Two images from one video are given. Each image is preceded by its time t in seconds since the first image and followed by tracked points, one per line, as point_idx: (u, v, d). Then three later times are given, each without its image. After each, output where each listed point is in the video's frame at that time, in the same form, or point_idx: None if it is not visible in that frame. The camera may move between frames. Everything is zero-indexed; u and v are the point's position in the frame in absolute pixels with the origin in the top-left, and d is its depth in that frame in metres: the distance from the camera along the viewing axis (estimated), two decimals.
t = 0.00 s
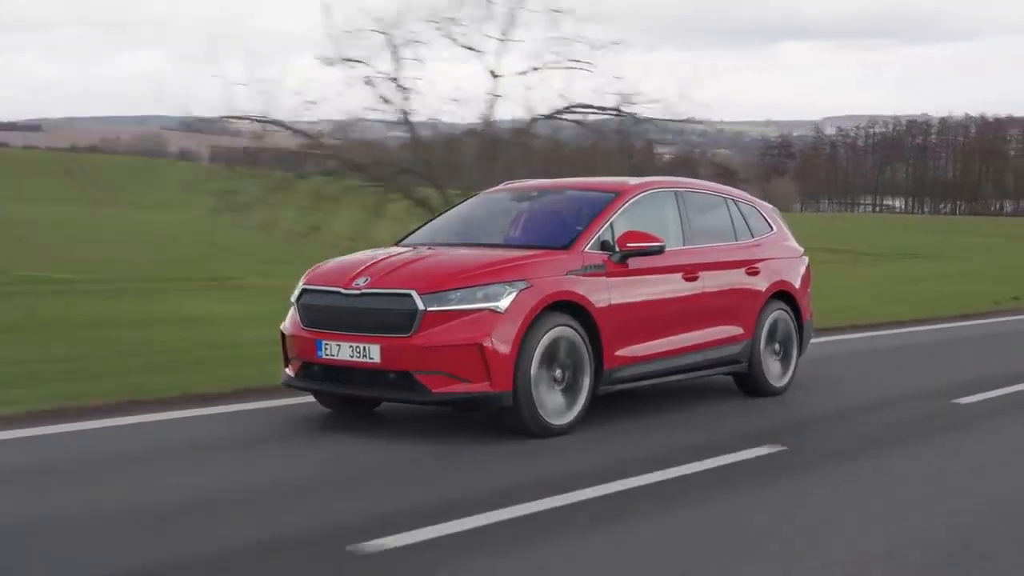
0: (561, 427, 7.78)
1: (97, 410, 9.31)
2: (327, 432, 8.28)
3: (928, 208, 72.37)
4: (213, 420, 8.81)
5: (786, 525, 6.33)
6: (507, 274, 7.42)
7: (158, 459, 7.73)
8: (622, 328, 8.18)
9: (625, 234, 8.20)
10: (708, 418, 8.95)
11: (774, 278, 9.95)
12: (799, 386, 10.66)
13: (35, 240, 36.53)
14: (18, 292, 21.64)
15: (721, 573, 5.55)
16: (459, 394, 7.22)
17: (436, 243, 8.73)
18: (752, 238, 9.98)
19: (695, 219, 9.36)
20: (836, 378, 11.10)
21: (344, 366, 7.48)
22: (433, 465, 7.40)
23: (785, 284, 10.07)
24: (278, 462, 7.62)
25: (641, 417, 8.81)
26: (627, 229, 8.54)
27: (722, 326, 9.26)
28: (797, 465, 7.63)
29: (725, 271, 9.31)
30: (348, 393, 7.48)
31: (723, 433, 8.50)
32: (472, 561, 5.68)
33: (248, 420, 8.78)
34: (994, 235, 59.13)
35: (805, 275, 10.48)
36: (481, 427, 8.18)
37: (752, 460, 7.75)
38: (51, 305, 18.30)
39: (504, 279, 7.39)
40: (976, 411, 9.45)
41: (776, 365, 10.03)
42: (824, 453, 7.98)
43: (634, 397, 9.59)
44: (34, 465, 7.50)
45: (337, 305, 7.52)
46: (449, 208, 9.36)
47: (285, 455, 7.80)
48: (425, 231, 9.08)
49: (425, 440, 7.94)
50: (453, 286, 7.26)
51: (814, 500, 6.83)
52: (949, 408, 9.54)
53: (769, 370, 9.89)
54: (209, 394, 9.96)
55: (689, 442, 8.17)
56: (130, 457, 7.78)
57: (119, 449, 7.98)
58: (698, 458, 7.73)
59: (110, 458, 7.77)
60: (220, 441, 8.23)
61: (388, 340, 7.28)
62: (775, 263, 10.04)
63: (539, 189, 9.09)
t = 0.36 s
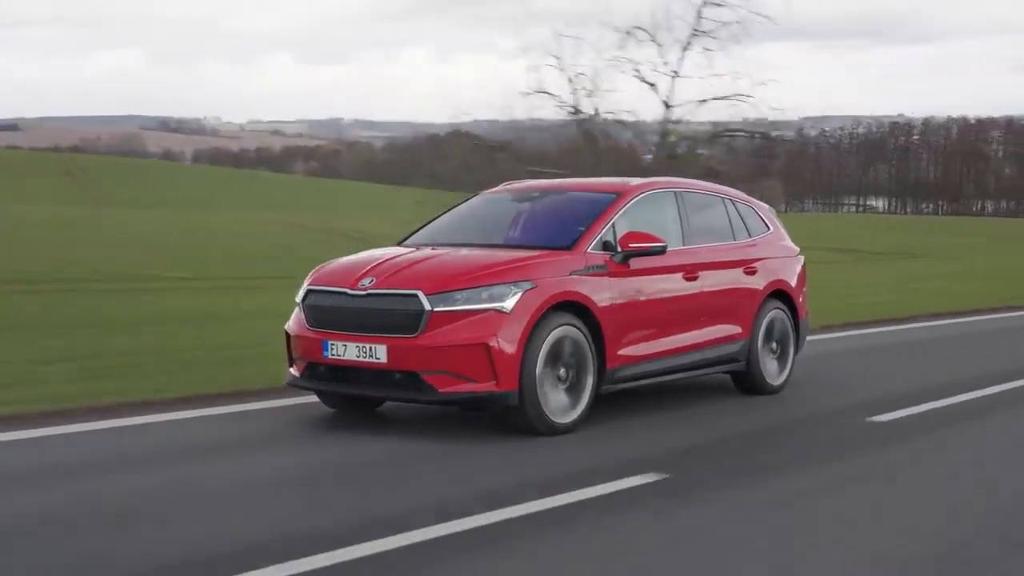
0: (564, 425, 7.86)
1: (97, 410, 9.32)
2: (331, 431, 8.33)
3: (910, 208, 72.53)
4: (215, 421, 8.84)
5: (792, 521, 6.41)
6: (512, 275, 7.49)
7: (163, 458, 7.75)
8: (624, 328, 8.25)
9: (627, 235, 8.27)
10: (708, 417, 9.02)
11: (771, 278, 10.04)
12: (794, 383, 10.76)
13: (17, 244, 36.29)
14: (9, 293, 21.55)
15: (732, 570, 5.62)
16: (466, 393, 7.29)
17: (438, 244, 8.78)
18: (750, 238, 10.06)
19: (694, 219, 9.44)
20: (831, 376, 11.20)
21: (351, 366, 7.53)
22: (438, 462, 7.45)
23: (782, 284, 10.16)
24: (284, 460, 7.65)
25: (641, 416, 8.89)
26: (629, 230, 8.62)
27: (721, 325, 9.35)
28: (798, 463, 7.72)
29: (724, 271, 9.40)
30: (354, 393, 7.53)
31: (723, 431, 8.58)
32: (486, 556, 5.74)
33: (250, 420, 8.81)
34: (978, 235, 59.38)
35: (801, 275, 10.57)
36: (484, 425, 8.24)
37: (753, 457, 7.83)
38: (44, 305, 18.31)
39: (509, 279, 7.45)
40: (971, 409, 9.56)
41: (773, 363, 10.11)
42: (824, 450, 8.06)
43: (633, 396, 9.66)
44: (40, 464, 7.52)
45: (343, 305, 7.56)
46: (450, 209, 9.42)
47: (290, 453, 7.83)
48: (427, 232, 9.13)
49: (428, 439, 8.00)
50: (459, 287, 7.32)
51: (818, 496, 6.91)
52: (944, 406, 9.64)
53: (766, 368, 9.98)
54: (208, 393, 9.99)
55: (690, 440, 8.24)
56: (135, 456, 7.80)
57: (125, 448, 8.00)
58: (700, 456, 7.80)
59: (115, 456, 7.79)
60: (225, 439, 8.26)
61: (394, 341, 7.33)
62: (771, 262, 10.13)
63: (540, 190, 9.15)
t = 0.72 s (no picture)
0: (556, 426, 7.98)
1: (89, 412, 9.37)
2: (325, 434, 8.41)
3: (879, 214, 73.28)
4: (208, 425, 8.89)
5: (784, 510, 6.54)
6: (505, 278, 7.62)
7: (160, 461, 7.80)
8: (614, 329, 8.38)
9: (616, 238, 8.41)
10: (694, 417, 9.17)
11: (754, 281, 10.21)
12: (776, 384, 10.92)
13: None
14: None
15: (735, 554, 5.73)
16: (461, 395, 7.40)
17: (429, 248, 8.89)
18: (733, 242, 10.23)
19: (680, 223, 9.60)
20: (812, 377, 11.38)
21: (346, 369, 7.62)
22: (433, 463, 7.54)
23: (765, 286, 10.33)
24: (280, 462, 7.72)
25: (630, 417, 9.02)
26: (617, 234, 8.77)
27: (706, 328, 9.51)
28: (789, 456, 7.85)
29: (709, 274, 9.56)
30: (350, 396, 7.62)
31: (711, 430, 8.72)
32: (493, 549, 5.83)
33: (243, 424, 8.87)
34: (945, 238, 60.20)
35: (782, 277, 10.74)
36: (475, 427, 8.34)
37: (742, 453, 7.96)
38: (19, 318, 18.32)
39: (502, 283, 7.58)
40: (951, 406, 9.73)
41: (757, 364, 10.28)
42: (812, 446, 8.20)
43: (620, 398, 9.79)
44: (37, 469, 7.55)
45: (337, 309, 7.66)
46: (439, 213, 9.52)
47: (286, 455, 7.90)
48: (417, 237, 9.23)
49: (421, 440, 8.09)
50: (454, 290, 7.44)
51: (811, 486, 7.04)
52: (925, 403, 9.82)
53: (750, 369, 10.14)
54: (197, 397, 10.06)
55: (679, 439, 8.37)
56: (131, 460, 7.84)
57: (120, 452, 8.05)
58: (690, 454, 7.93)
59: (111, 460, 7.83)
60: (220, 443, 8.31)
61: (390, 343, 7.43)
62: (755, 265, 10.29)
63: (528, 195, 9.27)
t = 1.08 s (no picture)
0: (546, 426, 8.14)
1: (77, 412, 9.45)
2: (318, 435, 8.53)
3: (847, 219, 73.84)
4: (201, 426, 8.99)
5: (772, 504, 6.73)
6: (498, 280, 7.77)
7: (154, 462, 7.90)
8: (601, 330, 8.55)
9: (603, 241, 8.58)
10: (678, 416, 9.35)
11: (736, 283, 10.41)
12: (757, 383, 11.12)
13: None
14: None
15: (727, 549, 5.89)
16: (454, 395, 7.55)
17: (417, 251, 9.01)
18: (715, 245, 10.42)
19: (663, 226, 9.78)
20: (790, 377, 11.58)
21: (340, 369, 7.74)
22: (427, 463, 7.67)
23: (746, 288, 10.53)
24: (276, 462, 7.83)
25: (615, 416, 9.20)
26: (603, 238, 8.93)
27: (689, 328, 9.70)
28: (773, 454, 8.04)
29: (692, 276, 9.74)
30: (344, 396, 7.74)
31: (695, 428, 8.91)
32: (491, 546, 5.97)
33: (236, 426, 8.98)
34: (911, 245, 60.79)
35: (762, 279, 10.94)
36: (464, 428, 8.48)
37: (728, 450, 8.15)
38: None
39: (494, 285, 7.73)
40: (928, 406, 9.98)
41: (738, 365, 10.47)
42: (796, 444, 8.40)
43: (604, 398, 9.97)
44: (35, 470, 7.62)
45: (332, 310, 7.78)
46: (427, 217, 9.65)
47: (281, 455, 8.02)
48: (405, 240, 9.35)
49: (412, 440, 8.22)
50: (447, 291, 7.58)
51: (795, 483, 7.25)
52: (904, 404, 10.06)
53: (731, 370, 10.34)
54: (186, 397, 10.16)
55: (664, 438, 8.56)
56: (128, 461, 7.93)
57: (117, 453, 8.13)
58: (678, 451, 8.10)
59: (108, 462, 7.90)
60: (214, 444, 8.41)
61: (385, 344, 7.56)
62: (736, 267, 10.48)
63: (515, 199, 9.42)
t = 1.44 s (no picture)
0: (541, 422, 8.34)
1: (67, 415, 9.57)
2: (315, 432, 8.68)
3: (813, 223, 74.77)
4: (198, 425, 9.13)
5: (764, 498, 6.95)
6: (495, 279, 7.96)
7: (156, 460, 8.02)
8: (593, 329, 8.76)
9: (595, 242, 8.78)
10: (666, 414, 9.57)
11: (722, 283, 10.64)
12: (739, 381, 11.35)
13: None
14: None
15: (722, 544, 6.07)
16: (453, 391, 7.73)
17: (412, 252, 9.18)
18: (701, 245, 10.64)
19: (651, 227, 10.00)
20: (773, 375, 11.81)
21: (340, 368, 7.90)
22: (426, 459, 7.84)
23: (732, 288, 10.76)
24: (276, 460, 7.97)
25: (605, 414, 9.40)
26: (595, 238, 9.14)
27: (677, 327, 9.92)
28: (762, 449, 8.23)
29: (679, 276, 9.96)
30: (343, 393, 7.90)
31: (683, 426, 9.13)
32: (494, 540, 6.11)
33: (233, 424, 9.12)
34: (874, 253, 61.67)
35: (747, 279, 11.17)
36: (459, 425, 8.65)
37: (718, 446, 8.37)
38: None
39: (491, 284, 7.93)
40: (908, 403, 10.25)
41: (724, 362, 10.70)
42: (782, 440, 8.62)
43: (593, 396, 10.17)
44: (39, 468, 7.73)
45: (332, 309, 7.94)
46: (420, 218, 9.82)
47: (280, 453, 8.16)
48: (400, 241, 9.52)
49: (409, 437, 8.39)
50: (446, 291, 7.77)
51: (785, 477, 7.48)
52: (884, 401, 10.34)
53: (717, 367, 10.56)
54: (179, 399, 10.29)
55: (655, 434, 8.77)
56: (129, 460, 8.05)
57: (117, 452, 8.25)
58: (670, 448, 8.31)
59: (110, 460, 8.02)
60: (213, 442, 8.55)
61: (384, 342, 7.73)
62: (721, 267, 10.70)
63: (507, 200, 9.60)
